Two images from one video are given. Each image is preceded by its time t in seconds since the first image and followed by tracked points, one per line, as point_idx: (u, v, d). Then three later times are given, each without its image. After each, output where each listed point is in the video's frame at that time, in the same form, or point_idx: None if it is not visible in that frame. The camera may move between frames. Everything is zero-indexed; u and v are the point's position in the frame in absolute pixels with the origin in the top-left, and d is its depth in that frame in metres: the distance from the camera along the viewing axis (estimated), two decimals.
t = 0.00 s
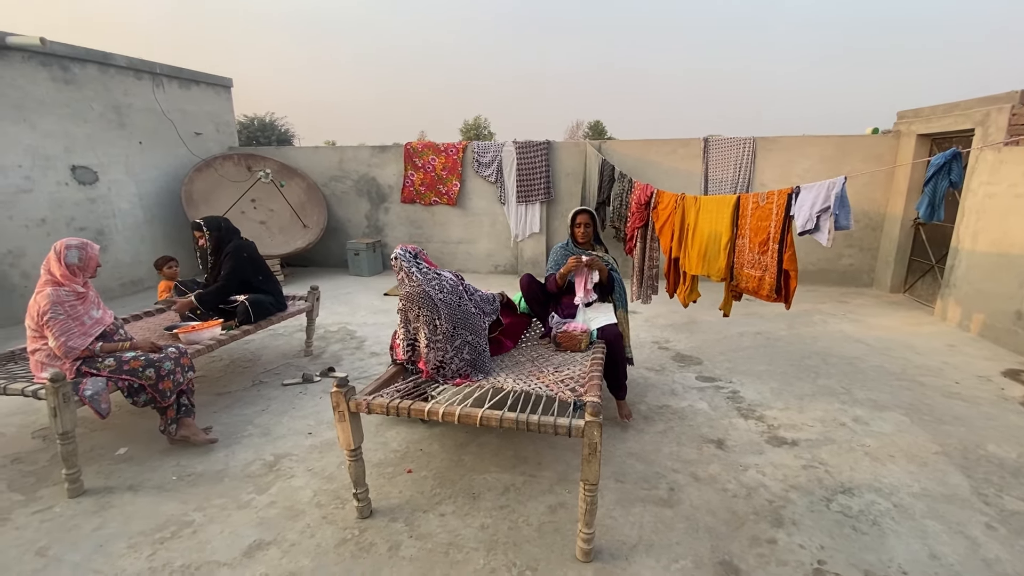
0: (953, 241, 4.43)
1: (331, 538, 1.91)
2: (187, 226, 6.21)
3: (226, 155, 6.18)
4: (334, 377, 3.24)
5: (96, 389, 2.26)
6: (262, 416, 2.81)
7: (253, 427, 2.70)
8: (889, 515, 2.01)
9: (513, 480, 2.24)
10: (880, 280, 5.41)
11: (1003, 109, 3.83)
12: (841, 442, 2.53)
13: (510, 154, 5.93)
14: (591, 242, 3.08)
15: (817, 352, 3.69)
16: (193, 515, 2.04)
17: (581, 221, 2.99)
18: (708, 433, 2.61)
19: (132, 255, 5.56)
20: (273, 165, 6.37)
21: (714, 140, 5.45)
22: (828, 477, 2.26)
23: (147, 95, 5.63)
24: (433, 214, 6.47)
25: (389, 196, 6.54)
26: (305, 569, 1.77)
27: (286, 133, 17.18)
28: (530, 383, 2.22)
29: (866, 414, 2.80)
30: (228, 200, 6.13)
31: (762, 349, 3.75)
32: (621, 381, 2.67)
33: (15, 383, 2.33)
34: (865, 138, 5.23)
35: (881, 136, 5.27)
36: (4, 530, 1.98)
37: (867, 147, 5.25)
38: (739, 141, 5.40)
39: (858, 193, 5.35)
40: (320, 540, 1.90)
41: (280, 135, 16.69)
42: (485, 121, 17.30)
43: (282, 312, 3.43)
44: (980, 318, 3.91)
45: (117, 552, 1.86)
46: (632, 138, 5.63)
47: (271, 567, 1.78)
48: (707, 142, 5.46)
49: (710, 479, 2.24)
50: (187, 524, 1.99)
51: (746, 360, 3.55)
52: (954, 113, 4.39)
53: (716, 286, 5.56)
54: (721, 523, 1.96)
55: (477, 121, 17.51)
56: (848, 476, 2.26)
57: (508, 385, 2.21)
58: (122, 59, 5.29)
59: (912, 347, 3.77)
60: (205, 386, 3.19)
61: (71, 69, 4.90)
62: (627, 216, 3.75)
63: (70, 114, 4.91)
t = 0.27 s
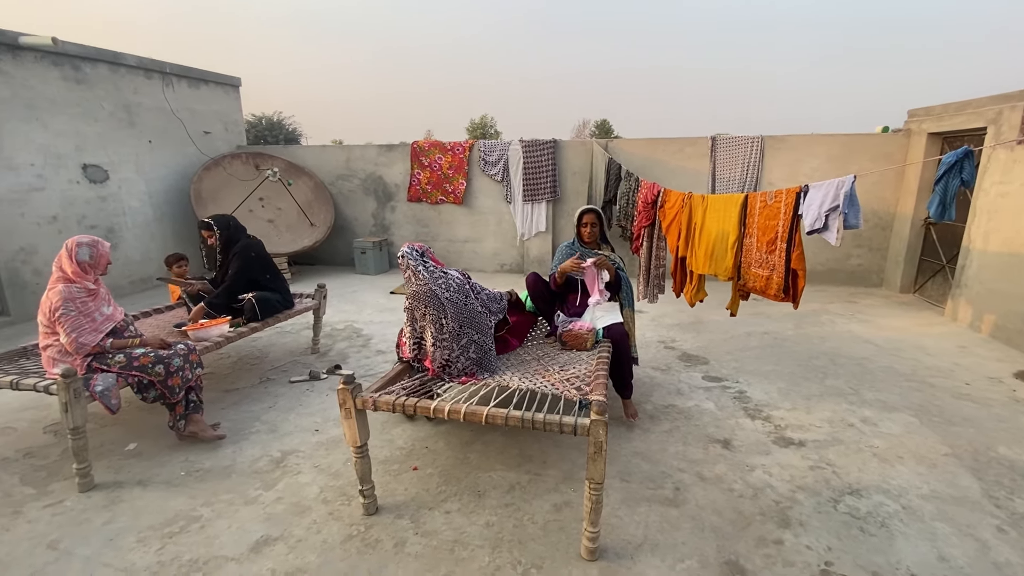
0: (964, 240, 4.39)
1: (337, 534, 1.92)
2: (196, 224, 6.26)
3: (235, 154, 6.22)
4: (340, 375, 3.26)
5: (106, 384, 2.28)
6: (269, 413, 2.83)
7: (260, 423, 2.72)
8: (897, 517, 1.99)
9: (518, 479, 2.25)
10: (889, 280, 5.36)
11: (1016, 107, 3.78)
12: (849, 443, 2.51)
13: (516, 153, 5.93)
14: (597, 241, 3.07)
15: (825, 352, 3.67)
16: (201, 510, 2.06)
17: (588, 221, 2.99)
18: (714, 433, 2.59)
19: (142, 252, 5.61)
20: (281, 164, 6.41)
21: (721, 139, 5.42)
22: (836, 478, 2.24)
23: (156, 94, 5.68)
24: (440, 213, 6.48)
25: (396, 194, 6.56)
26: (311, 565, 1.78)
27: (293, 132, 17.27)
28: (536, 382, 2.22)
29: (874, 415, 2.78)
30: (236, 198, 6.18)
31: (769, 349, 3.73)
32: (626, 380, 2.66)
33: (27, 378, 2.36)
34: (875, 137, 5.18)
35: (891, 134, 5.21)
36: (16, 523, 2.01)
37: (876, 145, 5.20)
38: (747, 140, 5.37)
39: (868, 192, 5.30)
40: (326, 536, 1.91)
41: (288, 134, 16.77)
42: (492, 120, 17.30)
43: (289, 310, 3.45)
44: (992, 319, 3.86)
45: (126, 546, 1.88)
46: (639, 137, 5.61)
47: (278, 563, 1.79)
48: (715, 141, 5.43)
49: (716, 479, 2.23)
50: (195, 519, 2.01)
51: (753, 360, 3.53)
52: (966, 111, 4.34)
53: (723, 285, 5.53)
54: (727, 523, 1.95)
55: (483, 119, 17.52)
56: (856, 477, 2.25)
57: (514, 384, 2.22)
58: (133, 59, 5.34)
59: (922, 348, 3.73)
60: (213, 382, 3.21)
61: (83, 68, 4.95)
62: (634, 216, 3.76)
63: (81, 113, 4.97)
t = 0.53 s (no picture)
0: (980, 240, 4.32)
1: (346, 531, 1.93)
2: (208, 222, 6.32)
3: (246, 153, 6.27)
4: (350, 373, 3.28)
5: (120, 379, 2.32)
6: (280, 410, 2.85)
7: (271, 420, 2.75)
8: (911, 520, 1.96)
9: (526, 477, 2.24)
10: (903, 281, 5.28)
11: None
12: (862, 445, 2.48)
13: (525, 152, 5.92)
14: (606, 240, 3.06)
15: (837, 353, 3.63)
16: (212, 505, 2.08)
17: (596, 220, 2.98)
18: (724, 434, 2.58)
19: (155, 250, 5.68)
20: (292, 162, 6.45)
21: (732, 137, 5.37)
22: (848, 480, 2.21)
23: (170, 94, 5.75)
24: (449, 212, 6.49)
25: (405, 193, 6.58)
26: (321, 560, 1.79)
27: (304, 132, 17.38)
28: (544, 381, 2.22)
29: (888, 417, 2.74)
30: (247, 197, 6.23)
31: (780, 350, 3.69)
32: (635, 380, 2.64)
33: (44, 373, 2.40)
34: (889, 135, 5.11)
35: (906, 132, 5.14)
36: (32, 516, 2.05)
37: (891, 144, 5.12)
38: (759, 138, 5.32)
39: (882, 191, 5.23)
40: (335, 532, 1.92)
41: (298, 133, 16.90)
42: (501, 118, 17.29)
43: (299, 308, 3.47)
44: (1009, 320, 3.79)
45: (140, 540, 1.91)
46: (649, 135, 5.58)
47: (288, 558, 1.80)
48: (726, 140, 5.39)
49: (726, 480, 2.22)
50: (207, 514, 2.04)
51: (764, 360, 3.50)
52: (983, 109, 4.27)
53: (733, 285, 5.49)
54: (737, 525, 1.94)
55: (491, 118, 17.54)
56: (869, 479, 2.22)
57: (522, 383, 2.22)
58: (146, 59, 5.40)
59: (937, 349, 3.68)
60: (225, 379, 3.25)
61: (98, 68, 5.01)
62: (643, 215, 3.73)
63: (96, 113, 5.03)
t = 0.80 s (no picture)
0: (1001, 241, 4.24)
1: (360, 527, 1.94)
2: (223, 221, 6.40)
3: (261, 153, 6.34)
4: (363, 370, 3.30)
5: (139, 375, 2.35)
6: (294, 407, 2.87)
7: (286, 416, 2.77)
8: (931, 525, 1.93)
9: (538, 477, 2.24)
10: (921, 282, 5.20)
11: None
12: (880, 448, 2.45)
13: (537, 151, 5.91)
14: (619, 240, 3.05)
15: (854, 355, 3.57)
16: (229, 500, 2.11)
17: (610, 220, 2.97)
18: (738, 435, 2.55)
19: (171, 248, 5.77)
20: (305, 162, 6.51)
21: (747, 136, 5.32)
22: (865, 484, 2.18)
23: (186, 94, 5.83)
24: (460, 211, 6.50)
25: (417, 192, 6.60)
26: (335, 556, 1.81)
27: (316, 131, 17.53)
28: (557, 381, 2.22)
29: (906, 420, 2.70)
30: (262, 196, 6.30)
31: (795, 351, 3.65)
32: (648, 380, 2.63)
33: (66, 368, 2.45)
34: (907, 134, 5.02)
35: (925, 131, 5.05)
36: (54, 509, 2.09)
37: (909, 142, 5.04)
38: (773, 137, 5.26)
39: (900, 190, 5.14)
40: (350, 528, 1.94)
41: (311, 134, 17.06)
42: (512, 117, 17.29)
43: (313, 306, 3.50)
44: None
45: (158, 533, 1.94)
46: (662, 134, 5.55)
47: (304, 554, 1.82)
48: (740, 138, 5.34)
49: (741, 481, 2.20)
50: (223, 509, 2.06)
51: (779, 361, 3.46)
52: (1005, 106, 4.18)
53: (746, 285, 5.44)
54: (752, 527, 1.92)
55: (502, 118, 17.55)
56: (887, 483, 2.19)
57: (535, 382, 2.21)
58: (164, 60, 5.48)
59: (956, 351, 3.61)
60: (240, 376, 3.29)
61: (116, 69, 5.10)
62: (656, 214, 3.71)
63: (115, 113, 5.12)
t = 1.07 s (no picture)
0: None
1: (379, 524, 1.96)
2: (242, 220, 6.49)
3: (278, 153, 6.42)
4: (380, 369, 3.33)
5: (163, 372, 2.39)
6: (312, 404, 2.91)
7: (304, 413, 2.81)
8: (955, 530, 1.90)
9: (555, 476, 2.24)
10: (945, 283, 5.09)
11: None
12: (902, 452, 2.40)
13: (552, 150, 5.91)
14: (636, 240, 3.04)
15: (875, 357, 3.52)
16: (250, 495, 2.15)
17: (627, 220, 2.95)
18: (757, 438, 2.53)
19: (191, 247, 5.87)
20: (322, 162, 6.59)
21: (764, 135, 5.26)
22: (888, 488, 2.15)
23: (206, 96, 5.93)
24: (474, 211, 6.52)
25: (431, 192, 6.63)
26: (355, 552, 1.83)
27: (331, 132, 17.71)
28: (575, 381, 2.22)
29: (930, 424, 2.65)
30: (279, 196, 6.38)
31: (814, 353, 3.60)
32: (666, 381, 2.62)
33: (92, 364, 2.50)
34: (931, 132, 4.92)
35: (949, 129, 4.94)
36: (81, 502, 2.14)
37: (933, 141, 4.94)
38: (792, 136, 5.19)
39: (923, 190, 5.04)
40: (368, 525, 1.96)
41: (326, 134, 17.23)
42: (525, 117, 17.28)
43: (332, 304, 3.54)
44: None
45: (182, 527, 1.98)
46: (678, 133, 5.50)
47: (324, 549, 1.84)
48: (758, 137, 5.28)
49: (760, 484, 2.18)
50: (245, 504, 2.10)
51: (798, 363, 3.42)
52: None
53: (764, 286, 5.37)
54: (772, 530, 1.90)
55: (516, 118, 17.56)
56: (910, 487, 2.15)
57: (553, 382, 2.21)
58: (185, 62, 5.58)
59: (982, 354, 3.53)
60: (259, 373, 3.33)
61: (139, 71, 5.20)
62: (673, 214, 3.69)
63: (138, 114, 5.22)
